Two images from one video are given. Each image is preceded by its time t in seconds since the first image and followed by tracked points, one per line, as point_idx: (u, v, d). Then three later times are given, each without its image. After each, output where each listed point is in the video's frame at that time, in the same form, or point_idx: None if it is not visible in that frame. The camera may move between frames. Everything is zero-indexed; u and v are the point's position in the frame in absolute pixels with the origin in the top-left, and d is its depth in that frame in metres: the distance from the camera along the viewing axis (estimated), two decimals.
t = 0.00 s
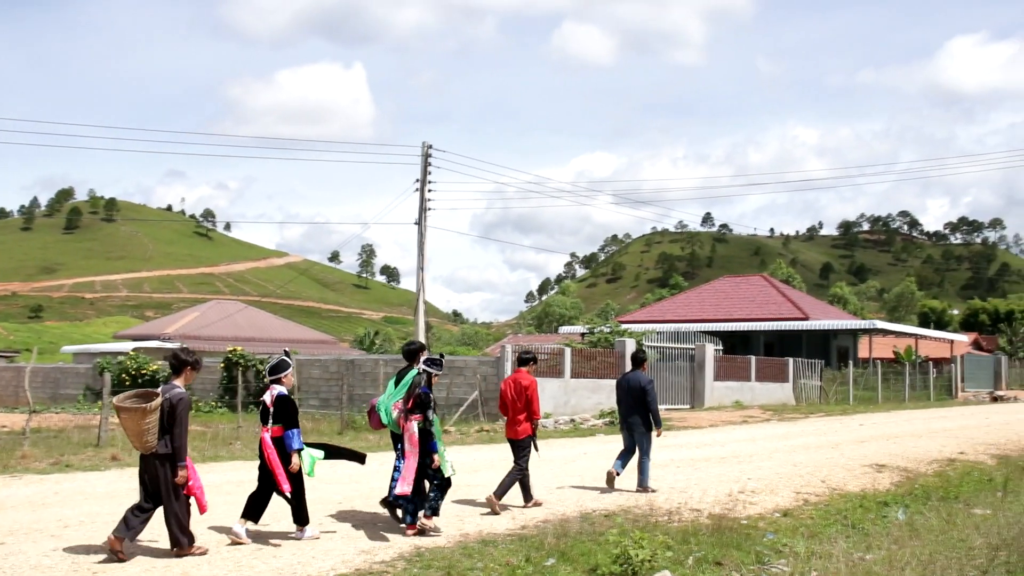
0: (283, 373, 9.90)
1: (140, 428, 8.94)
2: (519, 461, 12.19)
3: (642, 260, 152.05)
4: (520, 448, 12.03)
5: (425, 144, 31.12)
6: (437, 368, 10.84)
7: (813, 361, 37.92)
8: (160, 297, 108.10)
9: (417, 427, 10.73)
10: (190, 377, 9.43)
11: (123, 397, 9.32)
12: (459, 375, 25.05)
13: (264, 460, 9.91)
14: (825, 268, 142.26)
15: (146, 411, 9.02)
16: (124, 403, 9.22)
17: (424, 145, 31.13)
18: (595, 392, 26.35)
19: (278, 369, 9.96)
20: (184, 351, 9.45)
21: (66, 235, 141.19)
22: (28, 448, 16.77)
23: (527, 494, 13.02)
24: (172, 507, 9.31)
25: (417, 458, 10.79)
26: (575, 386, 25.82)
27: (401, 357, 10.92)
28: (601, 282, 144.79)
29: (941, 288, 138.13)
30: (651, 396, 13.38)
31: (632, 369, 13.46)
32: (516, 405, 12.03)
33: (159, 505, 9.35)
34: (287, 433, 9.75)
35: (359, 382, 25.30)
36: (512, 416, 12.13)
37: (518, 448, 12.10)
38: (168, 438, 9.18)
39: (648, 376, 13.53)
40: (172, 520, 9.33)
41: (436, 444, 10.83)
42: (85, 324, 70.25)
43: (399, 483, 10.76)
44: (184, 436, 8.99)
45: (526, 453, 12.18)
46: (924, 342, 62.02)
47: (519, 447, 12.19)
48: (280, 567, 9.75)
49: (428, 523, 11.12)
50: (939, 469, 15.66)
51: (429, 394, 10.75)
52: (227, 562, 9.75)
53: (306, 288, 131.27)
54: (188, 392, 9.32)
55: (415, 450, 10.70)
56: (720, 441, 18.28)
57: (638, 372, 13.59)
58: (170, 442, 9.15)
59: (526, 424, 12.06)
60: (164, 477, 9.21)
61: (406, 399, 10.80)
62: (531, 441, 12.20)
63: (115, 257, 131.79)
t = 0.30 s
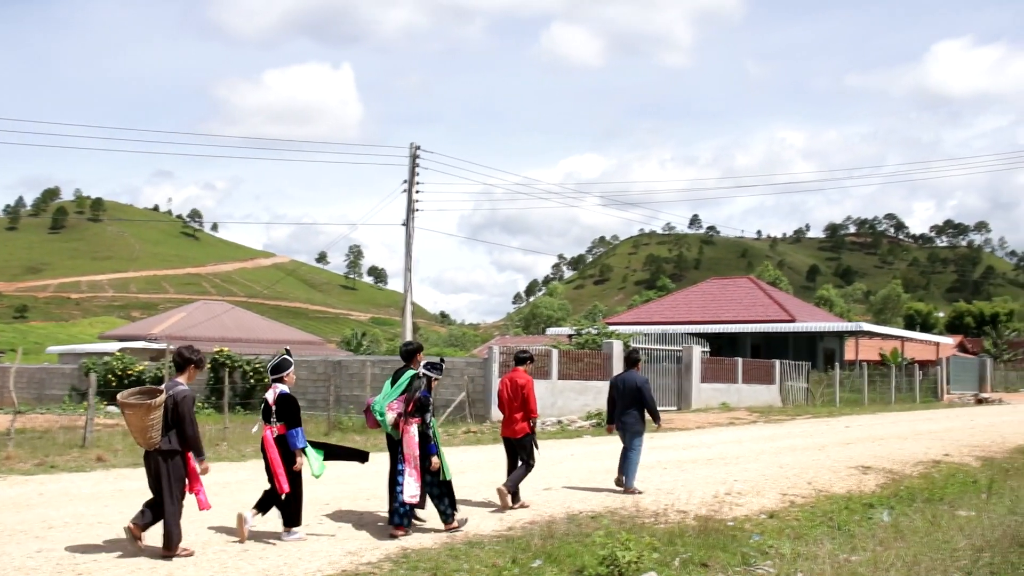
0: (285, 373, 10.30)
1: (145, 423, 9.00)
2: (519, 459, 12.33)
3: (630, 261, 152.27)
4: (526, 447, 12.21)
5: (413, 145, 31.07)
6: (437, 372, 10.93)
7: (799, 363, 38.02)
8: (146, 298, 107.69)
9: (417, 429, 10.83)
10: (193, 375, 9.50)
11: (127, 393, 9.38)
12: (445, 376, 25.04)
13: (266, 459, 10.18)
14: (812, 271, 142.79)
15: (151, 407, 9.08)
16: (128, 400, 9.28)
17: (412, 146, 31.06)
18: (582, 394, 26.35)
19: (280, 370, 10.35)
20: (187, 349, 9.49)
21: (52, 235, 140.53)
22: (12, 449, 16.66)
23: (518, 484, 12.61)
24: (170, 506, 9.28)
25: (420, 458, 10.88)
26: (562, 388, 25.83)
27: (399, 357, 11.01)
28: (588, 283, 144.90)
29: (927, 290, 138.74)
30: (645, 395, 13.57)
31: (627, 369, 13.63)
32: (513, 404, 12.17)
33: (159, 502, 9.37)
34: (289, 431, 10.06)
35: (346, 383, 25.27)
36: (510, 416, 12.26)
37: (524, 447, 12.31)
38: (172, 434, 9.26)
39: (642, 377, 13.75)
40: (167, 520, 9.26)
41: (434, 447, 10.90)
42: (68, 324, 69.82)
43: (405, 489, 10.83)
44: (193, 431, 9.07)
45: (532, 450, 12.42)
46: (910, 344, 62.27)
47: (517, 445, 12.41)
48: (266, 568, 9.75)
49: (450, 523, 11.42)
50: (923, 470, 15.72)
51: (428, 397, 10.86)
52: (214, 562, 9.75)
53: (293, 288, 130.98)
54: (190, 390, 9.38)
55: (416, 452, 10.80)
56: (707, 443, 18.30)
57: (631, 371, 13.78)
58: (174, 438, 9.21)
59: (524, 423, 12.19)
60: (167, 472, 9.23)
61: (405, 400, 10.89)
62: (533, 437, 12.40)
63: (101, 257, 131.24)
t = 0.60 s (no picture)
0: (283, 371, 10.36)
1: (146, 423, 9.26)
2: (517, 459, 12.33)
3: (615, 264, 152.57)
4: (525, 447, 12.12)
5: (399, 146, 30.95)
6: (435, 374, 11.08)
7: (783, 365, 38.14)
8: (130, 298, 107.23)
9: (418, 433, 10.93)
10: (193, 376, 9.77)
11: (127, 394, 9.62)
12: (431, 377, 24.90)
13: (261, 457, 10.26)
14: (797, 274, 143.43)
15: (151, 407, 9.33)
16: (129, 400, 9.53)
17: (397, 148, 30.94)
18: (567, 395, 26.34)
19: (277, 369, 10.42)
20: (186, 350, 9.78)
21: (35, 234, 139.70)
22: None
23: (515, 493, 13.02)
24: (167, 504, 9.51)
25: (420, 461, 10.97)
26: (547, 389, 25.83)
27: (396, 362, 11.04)
28: (574, 285, 145.06)
29: (911, 294, 139.44)
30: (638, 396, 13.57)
31: (618, 373, 13.57)
32: (507, 405, 12.07)
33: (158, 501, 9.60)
34: (290, 430, 10.18)
35: (331, 384, 25.20)
36: (503, 416, 12.15)
37: (524, 448, 12.23)
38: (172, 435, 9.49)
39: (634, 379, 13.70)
40: (162, 519, 9.46)
41: (432, 450, 11.04)
42: (49, 324, 69.31)
43: (409, 493, 10.91)
44: (198, 430, 9.34)
45: (531, 450, 12.34)
46: (893, 347, 62.59)
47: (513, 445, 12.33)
48: (249, 569, 9.70)
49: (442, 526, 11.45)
50: (906, 473, 15.78)
51: (427, 399, 11.02)
52: (197, 564, 9.70)
53: (278, 289, 130.66)
54: (190, 390, 9.65)
55: (419, 454, 10.91)
56: (691, 445, 18.31)
57: (623, 373, 13.70)
58: (174, 437, 9.48)
59: (518, 424, 12.10)
60: (166, 472, 9.48)
61: (404, 404, 10.96)
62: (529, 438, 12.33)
63: (84, 257, 130.57)
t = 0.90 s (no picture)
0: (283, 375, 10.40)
1: (151, 426, 9.34)
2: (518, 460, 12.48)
3: (602, 265, 152.83)
4: (523, 449, 12.20)
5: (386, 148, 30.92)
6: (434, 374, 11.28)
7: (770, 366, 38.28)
8: (115, 299, 106.86)
9: (419, 430, 11.13)
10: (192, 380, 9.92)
11: (128, 398, 9.66)
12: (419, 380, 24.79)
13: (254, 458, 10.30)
14: (783, 275, 144.07)
15: (155, 410, 9.41)
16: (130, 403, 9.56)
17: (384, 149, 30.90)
18: (554, 396, 26.39)
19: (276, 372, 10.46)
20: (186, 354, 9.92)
21: (20, 234, 138.99)
22: None
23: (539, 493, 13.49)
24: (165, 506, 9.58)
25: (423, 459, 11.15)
26: (534, 390, 25.86)
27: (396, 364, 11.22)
28: (561, 286, 145.22)
29: (897, 296, 140.09)
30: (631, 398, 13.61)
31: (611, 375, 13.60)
32: (504, 410, 12.11)
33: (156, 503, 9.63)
34: (292, 432, 10.26)
35: (317, 385, 25.16)
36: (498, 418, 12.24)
37: (520, 451, 12.29)
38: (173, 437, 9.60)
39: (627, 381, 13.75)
40: (157, 520, 9.52)
41: (435, 448, 11.26)
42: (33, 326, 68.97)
43: (414, 491, 11.11)
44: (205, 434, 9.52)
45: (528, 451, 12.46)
46: (879, 348, 62.89)
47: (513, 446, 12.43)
48: (235, 571, 9.65)
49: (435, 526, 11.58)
50: (891, 474, 15.86)
51: (427, 399, 11.21)
52: (182, 566, 9.66)
53: (265, 290, 130.36)
54: (191, 394, 9.81)
55: (421, 452, 11.07)
56: (677, 446, 18.35)
57: (616, 376, 13.72)
58: (177, 440, 9.59)
59: (512, 428, 12.16)
60: (168, 474, 9.55)
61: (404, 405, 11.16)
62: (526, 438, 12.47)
63: (69, 258, 129.93)
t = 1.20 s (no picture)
0: (282, 377, 10.35)
1: (155, 426, 9.41)
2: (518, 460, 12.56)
3: (589, 266, 153.01)
4: (521, 450, 12.27)
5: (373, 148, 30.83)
6: (432, 372, 11.38)
7: (756, 367, 38.41)
8: (100, 299, 106.39)
9: (418, 428, 11.21)
10: (194, 381, 9.98)
11: (129, 399, 9.70)
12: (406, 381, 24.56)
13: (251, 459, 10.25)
14: (769, 276, 144.61)
15: (158, 411, 9.47)
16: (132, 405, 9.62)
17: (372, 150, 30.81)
18: (541, 397, 26.42)
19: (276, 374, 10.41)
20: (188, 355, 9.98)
21: (4, 234, 138.16)
22: None
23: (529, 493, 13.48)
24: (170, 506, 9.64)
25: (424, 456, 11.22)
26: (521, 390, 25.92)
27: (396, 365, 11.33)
28: (548, 287, 145.35)
29: (883, 297, 140.75)
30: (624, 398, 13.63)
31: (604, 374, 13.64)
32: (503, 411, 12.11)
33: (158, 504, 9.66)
34: (290, 435, 10.22)
35: (304, 385, 25.11)
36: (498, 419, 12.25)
37: (518, 452, 12.37)
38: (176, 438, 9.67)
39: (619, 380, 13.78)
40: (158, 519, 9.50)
41: (438, 445, 11.38)
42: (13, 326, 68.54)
43: (414, 489, 11.17)
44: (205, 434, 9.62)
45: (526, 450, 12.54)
46: (865, 349, 63.16)
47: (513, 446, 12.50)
48: (221, 573, 9.62)
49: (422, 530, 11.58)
50: (877, 474, 15.92)
51: (426, 397, 11.30)
52: (169, 567, 9.65)
53: (252, 291, 129.98)
54: (193, 394, 9.88)
55: (421, 451, 11.12)
56: (664, 447, 18.38)
57: (607, 376, 13.75)
58: (180, 440, 9.67)
59: (512, 427, 12.22)
60: (172, 474, 9.64)
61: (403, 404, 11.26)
62: (525, 438, 12.55)
63: (54, 258, 129.21)
